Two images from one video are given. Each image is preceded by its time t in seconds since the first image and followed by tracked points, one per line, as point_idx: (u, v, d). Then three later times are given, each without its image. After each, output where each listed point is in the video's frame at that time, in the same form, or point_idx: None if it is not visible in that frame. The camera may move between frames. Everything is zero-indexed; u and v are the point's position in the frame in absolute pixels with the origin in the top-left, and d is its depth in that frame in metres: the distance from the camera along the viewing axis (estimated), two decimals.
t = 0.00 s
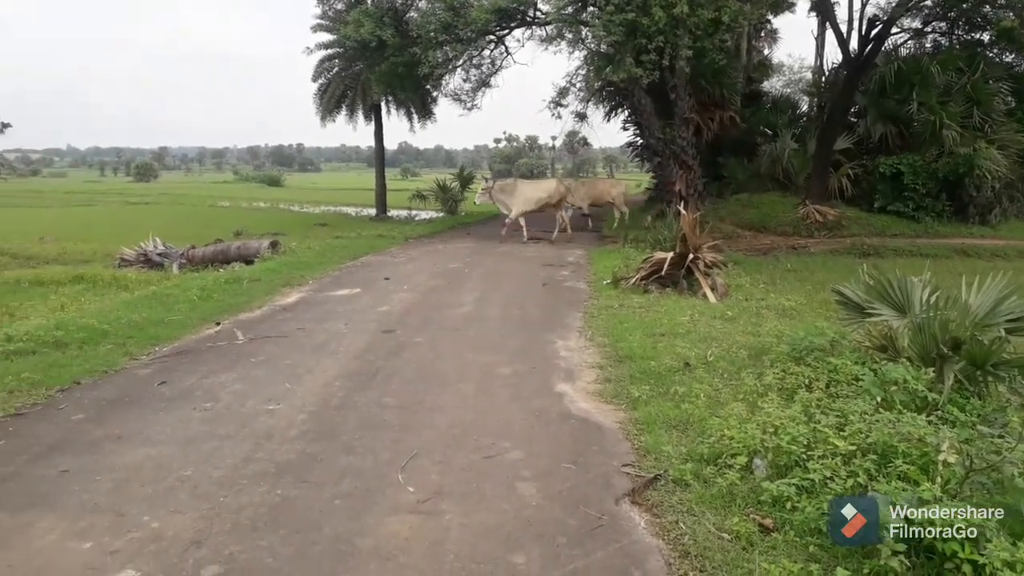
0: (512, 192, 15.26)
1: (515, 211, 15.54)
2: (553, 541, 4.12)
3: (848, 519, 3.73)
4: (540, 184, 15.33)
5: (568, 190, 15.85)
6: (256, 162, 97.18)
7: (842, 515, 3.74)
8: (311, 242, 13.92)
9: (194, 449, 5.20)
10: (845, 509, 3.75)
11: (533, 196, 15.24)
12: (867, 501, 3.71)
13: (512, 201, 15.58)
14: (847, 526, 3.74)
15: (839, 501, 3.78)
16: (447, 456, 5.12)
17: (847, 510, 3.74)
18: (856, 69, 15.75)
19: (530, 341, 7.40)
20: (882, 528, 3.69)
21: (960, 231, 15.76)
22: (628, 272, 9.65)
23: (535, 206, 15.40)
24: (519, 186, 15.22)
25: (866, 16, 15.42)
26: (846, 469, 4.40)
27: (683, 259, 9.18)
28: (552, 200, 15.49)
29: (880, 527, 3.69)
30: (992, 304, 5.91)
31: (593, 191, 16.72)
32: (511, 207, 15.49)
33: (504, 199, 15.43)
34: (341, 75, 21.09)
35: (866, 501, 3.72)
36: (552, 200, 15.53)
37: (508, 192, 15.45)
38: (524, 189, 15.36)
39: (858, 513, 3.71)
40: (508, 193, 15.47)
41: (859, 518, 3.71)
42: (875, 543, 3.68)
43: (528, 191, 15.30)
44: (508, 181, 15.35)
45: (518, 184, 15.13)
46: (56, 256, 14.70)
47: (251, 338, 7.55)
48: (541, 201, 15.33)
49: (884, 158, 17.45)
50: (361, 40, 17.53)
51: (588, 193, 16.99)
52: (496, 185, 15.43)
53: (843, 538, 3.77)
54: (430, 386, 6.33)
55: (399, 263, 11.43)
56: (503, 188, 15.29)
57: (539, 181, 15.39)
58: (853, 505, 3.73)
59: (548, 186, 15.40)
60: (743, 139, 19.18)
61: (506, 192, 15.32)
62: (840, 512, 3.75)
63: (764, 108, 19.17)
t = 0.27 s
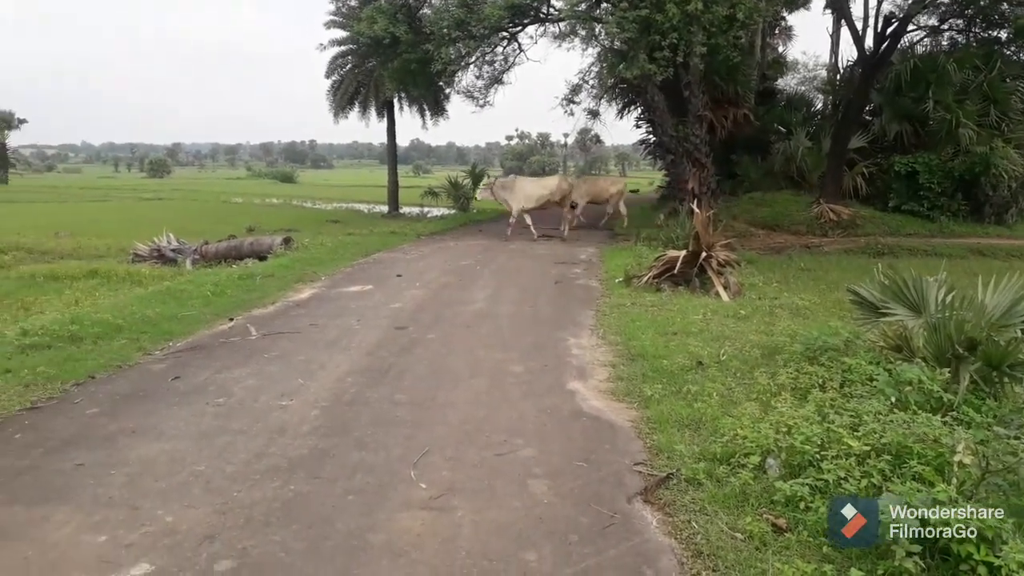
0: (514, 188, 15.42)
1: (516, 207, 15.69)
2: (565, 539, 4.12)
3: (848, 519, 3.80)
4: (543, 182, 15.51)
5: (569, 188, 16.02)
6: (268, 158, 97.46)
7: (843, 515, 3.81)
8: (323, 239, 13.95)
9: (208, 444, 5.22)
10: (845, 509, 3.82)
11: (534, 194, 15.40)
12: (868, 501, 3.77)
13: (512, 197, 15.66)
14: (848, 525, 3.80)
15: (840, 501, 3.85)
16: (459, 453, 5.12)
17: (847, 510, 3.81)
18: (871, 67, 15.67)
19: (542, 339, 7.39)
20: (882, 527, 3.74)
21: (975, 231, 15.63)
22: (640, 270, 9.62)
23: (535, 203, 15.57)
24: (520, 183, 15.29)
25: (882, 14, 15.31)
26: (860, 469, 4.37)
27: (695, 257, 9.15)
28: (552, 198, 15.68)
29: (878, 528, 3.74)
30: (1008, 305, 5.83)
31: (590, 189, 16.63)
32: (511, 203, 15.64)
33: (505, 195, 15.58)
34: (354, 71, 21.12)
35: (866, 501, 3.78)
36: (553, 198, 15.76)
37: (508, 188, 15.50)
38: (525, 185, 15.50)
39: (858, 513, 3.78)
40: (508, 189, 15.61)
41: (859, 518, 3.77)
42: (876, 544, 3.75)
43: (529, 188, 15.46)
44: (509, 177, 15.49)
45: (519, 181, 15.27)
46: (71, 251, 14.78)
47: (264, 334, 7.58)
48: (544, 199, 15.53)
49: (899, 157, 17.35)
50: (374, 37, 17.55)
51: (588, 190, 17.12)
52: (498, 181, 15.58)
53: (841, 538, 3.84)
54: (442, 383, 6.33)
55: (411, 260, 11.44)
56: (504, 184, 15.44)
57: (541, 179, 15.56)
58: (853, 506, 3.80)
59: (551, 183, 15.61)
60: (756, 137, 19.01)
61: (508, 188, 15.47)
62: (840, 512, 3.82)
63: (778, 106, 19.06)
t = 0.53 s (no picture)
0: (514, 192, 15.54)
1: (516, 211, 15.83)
2: (573, 543, 4.15)
3: (848, 519, 3.86)
4: (543, 187, 15.61)
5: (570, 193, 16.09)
6: (279, 161, 97.96)
7: (843, 515, 3.87)
8: (335, 242, 14.03)
9: (219, 445, 5.28)
10: (846, 509, 3.88)
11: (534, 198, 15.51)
12: (866, 501, 3.84)
13: (512, 201, 15.77)
14: (848, 526, 3.86)
15: (839, 501, 3.91)
16: (468, 457, 5.16)
17: (847, 510, 3.88)
18: (882, 74, 15.66)
19: (551, 343, 7.42)
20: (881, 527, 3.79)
21: (986, 239, 15.57)
22: (649, 276, 9.64)
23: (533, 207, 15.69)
24: (519, 187, 15.40)
25: (893, 21, 15.30)
26: (868, 477, 4.39)
27: (704, 263, 9.17)
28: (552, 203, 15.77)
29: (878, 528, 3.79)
30: (1018, 313, 5.81)
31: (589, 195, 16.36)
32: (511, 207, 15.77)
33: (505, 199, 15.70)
34: (366, 76, 21.24)
35: (866, 502, 3.86)
36: (553, 203, 15.82)
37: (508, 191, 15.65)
38: (525, 190, 15.61)
39: (858, 513, 3.85)
40: (508, 192, 15.72)
41: (859, 518, 3.83)
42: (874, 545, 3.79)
43: (529, 192, 15.57)
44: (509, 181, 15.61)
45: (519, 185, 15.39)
46: (84, 252, 14.92)
47: (275, 336, 7.63)
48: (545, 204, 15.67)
49: (910, 164, 17.31)
50: (386, 42, 17.66)
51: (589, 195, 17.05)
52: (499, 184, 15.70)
53: (844, 539, 3.88)
54: (451, 387, 6.37)
55: (421, 264, 11.49)
56: (505, 187, 15.56)
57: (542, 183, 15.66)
58: (852, 505, 3.87)
59: (551, 189, 15.71)
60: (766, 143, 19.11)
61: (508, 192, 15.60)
62: (841, 512, 3.88)
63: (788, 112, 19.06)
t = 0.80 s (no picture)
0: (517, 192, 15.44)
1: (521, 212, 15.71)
2: (589, 544, 4.14)
3: (848, 519, 3.97)
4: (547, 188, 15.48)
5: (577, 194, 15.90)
6: (294, 163, 98.48)
7: (842, 515, 3.99)
8: (351, 242, 14.08)
9: (236, 443, 5.30)
10: (845, 510, 4.00)
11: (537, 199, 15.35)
12: (866, 500, 3.97)
13: (516, 201, 15.66)
14: (848, 525, 3.96)
15: (839, 503, 4.04)
16: (484, 456, 5.15)
17: (847, 510, 3.99)
18: (900, 76, 15.54)
19: (566, 344, 7.41)
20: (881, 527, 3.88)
21: (1005, 243, 15.39)
22: (665, 277, 9.61)
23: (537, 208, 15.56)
24: (523, 187, 15.31)
25: (912, 23, 15.17)
26: (887, 480, 4.35)
27: (721, 265, 9.13)
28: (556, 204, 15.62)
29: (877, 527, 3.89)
30: None
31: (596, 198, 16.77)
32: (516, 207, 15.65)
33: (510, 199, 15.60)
34: (382, 77, 21.33)
35: (865, 502, 3.98)
36: (558, 204, 15.65)
37: (512, 193, 15.53)
38: (529, 190, 15.49)
39: (858, 513, 3.96)
40: (513, 193, 15.62)
41: (859, 518, 3.94)
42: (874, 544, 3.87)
43: (533, 193, 15.44)
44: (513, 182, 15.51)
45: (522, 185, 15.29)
46: (103, 251, 15.05)
47: (292, 335, 7.67)
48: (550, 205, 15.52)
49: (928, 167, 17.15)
50: (403, 43, 17.74)
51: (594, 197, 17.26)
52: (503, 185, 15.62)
53: (841, 538, 3.97)
54: (467, 386, 6.37)
55: (437, 264, 11.51)
56: (509, 188, 15.47)
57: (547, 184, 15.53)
58: (853, 506, 3.99)
59: (556, 190, 15.58)
60: (783, 146, 19.06)
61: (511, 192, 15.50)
62: (840, 513, 4.00)
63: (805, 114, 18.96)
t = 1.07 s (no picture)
0: (513, 191, 15.59)
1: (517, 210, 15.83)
2: (595, 544, 4.14)
3: (848, 518, 3.97)
4: (543, 186, 15.65)
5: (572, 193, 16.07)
6: (300, 161, 98.65)
7: (842, 515, 3.99)
8: (357, 241, 14.10)
9: (244, 443, 5.32)
10: (846, 510, 3.99)
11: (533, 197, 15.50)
12: (866, 502, 3.97)
13: (512, 200, 15.79)
14: (848, 524, 3.97)
15: (839, 502, 4.03)
16: (490, 456, 5.17)
17: (847, 510, 3.99)
18: (908, 72, 15.47)
19: (572, 344, 7.42)
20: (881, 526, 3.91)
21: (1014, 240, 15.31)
22: (671, 276, 9.61)
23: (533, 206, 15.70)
24: (519, 186, 15.44)
25: (919, 19, 15.10)
26: (894, 480, 4.34)
27: (727, 264, 9.12)
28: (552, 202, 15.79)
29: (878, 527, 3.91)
30: None
31: (593, 194, 17.40)
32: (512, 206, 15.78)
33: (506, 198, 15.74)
34: (388, 76, 21.35)
35: (865, 502, 3.98)
36: (554, 202, 15.81)
37: (508, 192, 15.69)
38: (525, 188, 15.65)
39: (858, 513, 3.96)
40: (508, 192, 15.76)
41: (859, 518, 3.95)
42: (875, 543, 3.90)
43: (529, 191, 15.61)
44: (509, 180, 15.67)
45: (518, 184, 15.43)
46: (110, 251, 15.11)
47: (299, 335, 7.69)
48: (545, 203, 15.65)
49: (936, 163, 17.09)
50: (409, 43, 17.77)
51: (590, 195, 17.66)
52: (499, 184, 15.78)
53: (844, 540, 3.98)
54: (472, 386, 6.38)
55: (443, 264, 11.52)
56: (505, 186, 15.62)
57: (543, 182, 15.71)
58: (853, 506, 3.99)
59: (550, 188, 15.76)
60: (790, 143, 19.00)
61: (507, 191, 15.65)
62: (840, 512, 4.00)
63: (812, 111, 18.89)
